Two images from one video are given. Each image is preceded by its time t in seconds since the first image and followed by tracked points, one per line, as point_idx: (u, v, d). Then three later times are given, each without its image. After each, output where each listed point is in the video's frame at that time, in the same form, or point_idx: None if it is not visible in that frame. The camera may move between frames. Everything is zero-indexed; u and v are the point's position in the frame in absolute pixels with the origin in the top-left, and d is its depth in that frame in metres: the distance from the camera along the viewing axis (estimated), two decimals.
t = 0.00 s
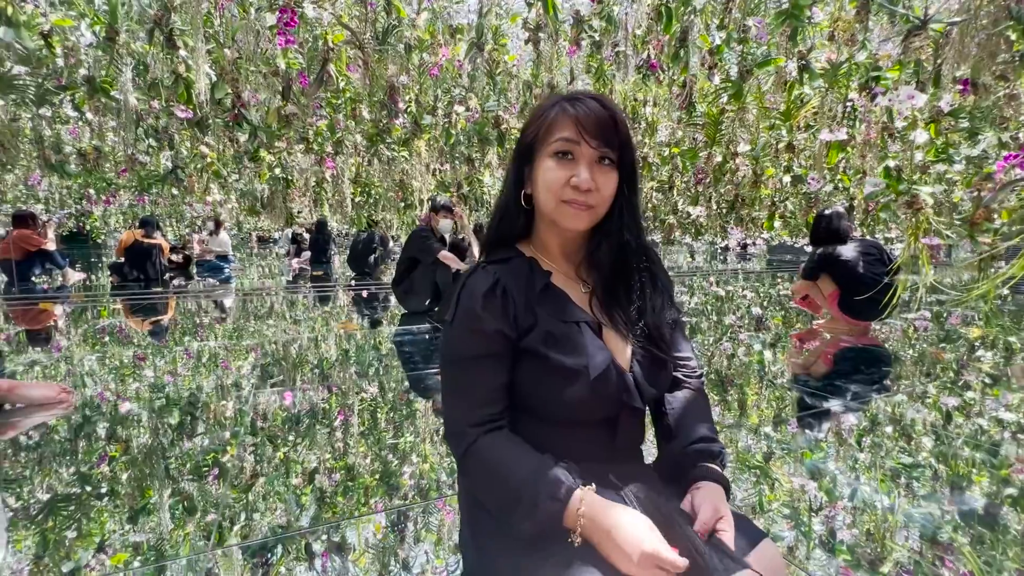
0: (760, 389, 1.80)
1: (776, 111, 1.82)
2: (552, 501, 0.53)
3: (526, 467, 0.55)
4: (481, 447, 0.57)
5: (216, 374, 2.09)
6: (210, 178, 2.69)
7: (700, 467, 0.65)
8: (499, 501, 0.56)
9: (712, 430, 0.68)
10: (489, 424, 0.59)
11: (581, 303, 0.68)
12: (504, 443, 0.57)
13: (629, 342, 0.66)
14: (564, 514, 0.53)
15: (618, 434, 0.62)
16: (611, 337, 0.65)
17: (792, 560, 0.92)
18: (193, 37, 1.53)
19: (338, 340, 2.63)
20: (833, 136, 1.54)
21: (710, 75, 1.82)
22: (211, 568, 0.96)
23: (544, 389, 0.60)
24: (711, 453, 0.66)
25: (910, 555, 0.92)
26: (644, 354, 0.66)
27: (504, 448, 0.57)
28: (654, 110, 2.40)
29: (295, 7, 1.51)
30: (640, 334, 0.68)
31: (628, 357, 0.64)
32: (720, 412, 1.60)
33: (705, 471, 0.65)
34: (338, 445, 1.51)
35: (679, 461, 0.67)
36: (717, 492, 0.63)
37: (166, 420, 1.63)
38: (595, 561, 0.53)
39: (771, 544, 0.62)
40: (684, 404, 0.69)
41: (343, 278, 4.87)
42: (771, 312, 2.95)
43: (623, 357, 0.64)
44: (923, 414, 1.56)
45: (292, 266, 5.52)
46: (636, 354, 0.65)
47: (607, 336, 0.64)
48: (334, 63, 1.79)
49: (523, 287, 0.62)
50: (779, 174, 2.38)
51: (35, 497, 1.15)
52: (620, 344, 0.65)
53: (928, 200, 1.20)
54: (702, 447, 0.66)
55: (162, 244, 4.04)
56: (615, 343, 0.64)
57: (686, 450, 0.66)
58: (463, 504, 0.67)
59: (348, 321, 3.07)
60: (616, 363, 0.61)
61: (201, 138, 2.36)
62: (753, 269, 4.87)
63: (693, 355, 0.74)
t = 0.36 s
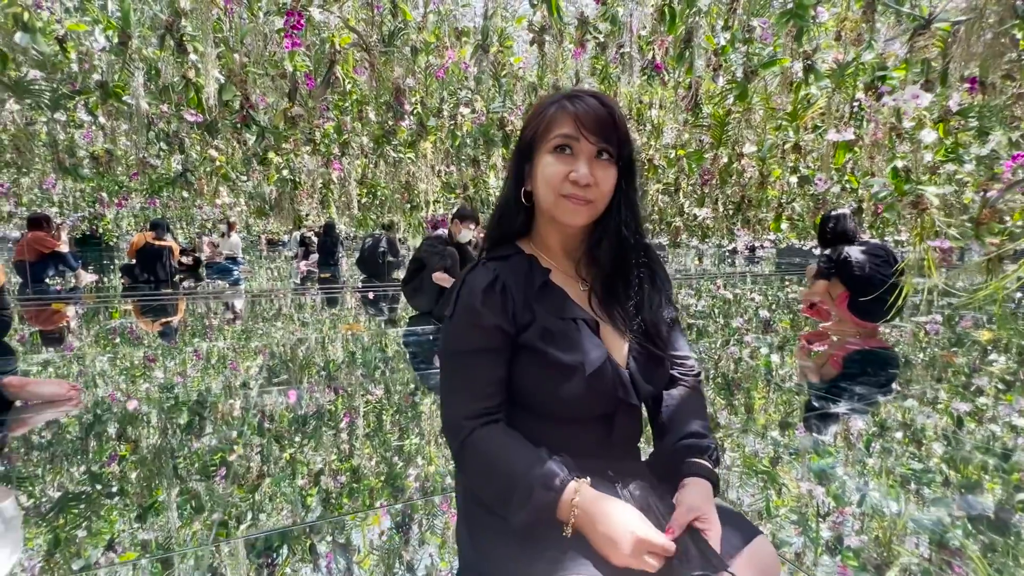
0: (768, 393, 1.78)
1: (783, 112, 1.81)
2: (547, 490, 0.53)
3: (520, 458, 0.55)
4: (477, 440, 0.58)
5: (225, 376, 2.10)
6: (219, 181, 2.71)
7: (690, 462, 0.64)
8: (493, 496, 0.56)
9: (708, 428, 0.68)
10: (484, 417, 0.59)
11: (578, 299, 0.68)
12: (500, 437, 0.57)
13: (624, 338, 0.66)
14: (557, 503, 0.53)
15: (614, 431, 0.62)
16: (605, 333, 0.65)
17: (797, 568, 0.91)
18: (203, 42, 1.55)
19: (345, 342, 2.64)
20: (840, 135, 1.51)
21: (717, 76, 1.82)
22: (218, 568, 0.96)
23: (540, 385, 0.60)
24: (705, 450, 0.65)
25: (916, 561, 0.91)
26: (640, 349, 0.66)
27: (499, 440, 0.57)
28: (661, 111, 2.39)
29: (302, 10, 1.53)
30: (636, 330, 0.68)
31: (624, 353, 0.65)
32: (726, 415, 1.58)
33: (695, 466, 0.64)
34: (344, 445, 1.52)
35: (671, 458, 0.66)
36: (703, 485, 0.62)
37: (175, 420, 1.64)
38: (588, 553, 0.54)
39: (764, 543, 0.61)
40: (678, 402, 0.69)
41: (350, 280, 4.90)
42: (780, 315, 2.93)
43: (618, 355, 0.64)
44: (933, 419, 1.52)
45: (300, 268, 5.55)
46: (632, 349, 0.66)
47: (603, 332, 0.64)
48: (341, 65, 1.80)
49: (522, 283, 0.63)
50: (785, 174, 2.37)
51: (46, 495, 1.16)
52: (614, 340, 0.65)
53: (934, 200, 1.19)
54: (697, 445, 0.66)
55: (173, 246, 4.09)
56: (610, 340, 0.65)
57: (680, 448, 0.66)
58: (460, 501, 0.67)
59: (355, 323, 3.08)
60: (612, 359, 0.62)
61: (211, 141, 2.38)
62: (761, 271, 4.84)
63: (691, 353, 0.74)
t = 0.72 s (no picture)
0: (772, 395, 1.77)
1: (787, 113, 1.81)
2: (536, 487, 0.53)
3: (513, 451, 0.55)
4: (473, 432, 0.58)
5: (230, 377, 2.11)
6: (225, 184, 2.73)
7: (684, 458, 0.64)
8: (490, 489, 0.56)
9: (704, 423, 0.67)
10: (481, 409, 0.59)
11: (575, 292, 0.68)
12: (495, 429, 0.57)
13: (620, 331, 0.66)
14: (547, 498, 0.54)
15: (609, 425, 0.61)
16: (601, 326, 0.65)
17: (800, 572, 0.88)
18: (210, 45, 1.56)
19: (350, 345, 2.64)
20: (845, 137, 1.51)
21: (720, 77, 1.81)
22: (221, 569, 0.96)
23: (536, 378, 0.60)
24: (701, 444, 0.65)
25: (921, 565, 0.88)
26: (637, 341, 0.66)
27: (495, 432, 0.57)
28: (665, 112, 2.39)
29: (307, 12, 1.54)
30: (632, 322, 0.68)
31: (620, 346, 0.64)
32: (728, 420, 1.55)
33: (689, 461, 0.63)
34: (346, 447, 1.52)
35: (665, 454, 0.66)
36: (700, 479, 0.62)
37: (181, 421, 1.65)
38: (577, 547, 0.54)
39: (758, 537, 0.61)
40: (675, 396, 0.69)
41: (355, 283, 4.91)
42: (785, 318, 2.91)
43: (615, 349, 0.64)
44: (941, 424, 1.48)
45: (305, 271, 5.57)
46: (628, 341, 0.65)
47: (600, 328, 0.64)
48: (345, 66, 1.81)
49: (518, 276, 0.63)
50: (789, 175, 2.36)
51: (53, 494, 1.17)
52: (611, 334, 0.65)
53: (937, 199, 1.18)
54: (693, 440, 0.65)
55: (179, 248, 4.14)
56: (606, 335, 0.64)
57: (676, 443, 0.65)
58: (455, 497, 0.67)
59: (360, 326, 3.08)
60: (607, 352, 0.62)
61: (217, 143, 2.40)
62: (766, 274, 4.81)
63: (687, 349, 0.74)
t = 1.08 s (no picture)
0: (773, 395, 1.76)
1: (787, 112, 1.81)
2: (526, 475, 0.53)
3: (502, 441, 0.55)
4: (463, 422, 0.57)
5: (231, 378, 2.11)
6: (227, 184, 2.74)
7: (673, 451, 0.64)
8: (479, 480, 0.56)
9: (694, 417, 0.67)
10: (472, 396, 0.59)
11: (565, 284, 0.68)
12: (485, 419, 0.57)
13: (610, 325, 0.66)
14: (537, 489, 0.54)
15: (600, 417, 0.61)
16: (592, 320, 0.65)
17: None
18: (212, 47, 1.57)
19: (351, 346, 2.64)
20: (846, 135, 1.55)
21: (721, 77, 1.81)
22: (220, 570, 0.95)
23: (526, 369, 0.60)
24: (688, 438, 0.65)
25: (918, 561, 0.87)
26: (627, 335, 0.66)
27: (485, 423, 0.57)
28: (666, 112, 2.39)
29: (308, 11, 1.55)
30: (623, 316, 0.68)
31: (610, 340, 0.65)
32: (727, 422, 1.51)
33: (679, 454, 0.63)
34: (346, 448, 1.52)
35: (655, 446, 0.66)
36: (689, 471, 0.62)
37: (182, 422, 1.65)
38: (564, 535, 0.55)
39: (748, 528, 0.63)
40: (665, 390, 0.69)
41: (356, 284, 4.91)
42: (786, 320, 2.90)
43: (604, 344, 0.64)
44: (944, 425, 1.46)
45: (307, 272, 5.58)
46: (618, 335, 0.66)
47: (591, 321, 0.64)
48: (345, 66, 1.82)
49: (509, 267, 0.64)
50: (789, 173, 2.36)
51: (54, 495, 1.16)
52: (601, 328, 0.65)
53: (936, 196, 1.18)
54: (680, 434, 0.65)
55: (181, 249, 4.20)
56: (597, 329, 0.65)
57: (666, 437, 0.65)
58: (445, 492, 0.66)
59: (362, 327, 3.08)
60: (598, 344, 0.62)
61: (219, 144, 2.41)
62: (768, 275, 4.80)
63: (679, 342, 0.74)
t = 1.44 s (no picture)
0: (773, 389, 1.75)
1: (786, 105, 1.81)
2: (518, 439, 0.57)
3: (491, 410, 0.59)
4: (452, 393, 0.60)
5: (232, 374, 2.10)
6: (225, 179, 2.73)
7: (653, 423, 0.67)
8: (467, 449, 0.59)
9: (678, 389, 0.70)
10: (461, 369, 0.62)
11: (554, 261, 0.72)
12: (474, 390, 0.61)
13: (595, 301, 0.70)
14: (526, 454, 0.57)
15: (585, 391, 0.65)
16: (578, 295, 0.69)
17: (800, 570, 0.81)
18: (211, 39, 1.56)
19: (350, 343, 2.63)
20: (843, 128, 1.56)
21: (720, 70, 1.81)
22: (218, 562, 0.90)
23: (515, 343, 0.64)
24: (672, 409, 0.69)
25: (918, 550, 0.83)
26: (610, 310, 0.70)
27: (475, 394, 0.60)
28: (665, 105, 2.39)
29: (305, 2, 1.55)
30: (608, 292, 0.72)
31: (594, 315, 0.69)
32: (725, 414, 1.50)
33: (658, 428, 0.67)
34: (346, 445, 1.46)
35: (638, 420, 0.69)
36: (671, 445, 0.65)
37: (182, 415, 1.64)
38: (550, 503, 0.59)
39: (730, 499, 0.68)
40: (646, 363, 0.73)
41: (356, 280, 4.90)
42: (786, 316, 2.89)
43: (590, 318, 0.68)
44: (943, 416, 1.45)
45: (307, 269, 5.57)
46: (602, 310, 0.70)
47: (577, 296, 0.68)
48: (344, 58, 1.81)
49: (498, 246, 0.67)
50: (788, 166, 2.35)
51: (55, 487, 1.14)
52: (586, 302, 0.69)
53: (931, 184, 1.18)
54: (664, 406, 0.69)
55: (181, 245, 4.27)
56: (583, 303, 0.69)
57: (647, 408, 0.69)
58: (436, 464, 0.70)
59: (362, 324, 3.06)
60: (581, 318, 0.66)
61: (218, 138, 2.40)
62: (769, 271, 4.78)
63: (664, 320, 0.78)
